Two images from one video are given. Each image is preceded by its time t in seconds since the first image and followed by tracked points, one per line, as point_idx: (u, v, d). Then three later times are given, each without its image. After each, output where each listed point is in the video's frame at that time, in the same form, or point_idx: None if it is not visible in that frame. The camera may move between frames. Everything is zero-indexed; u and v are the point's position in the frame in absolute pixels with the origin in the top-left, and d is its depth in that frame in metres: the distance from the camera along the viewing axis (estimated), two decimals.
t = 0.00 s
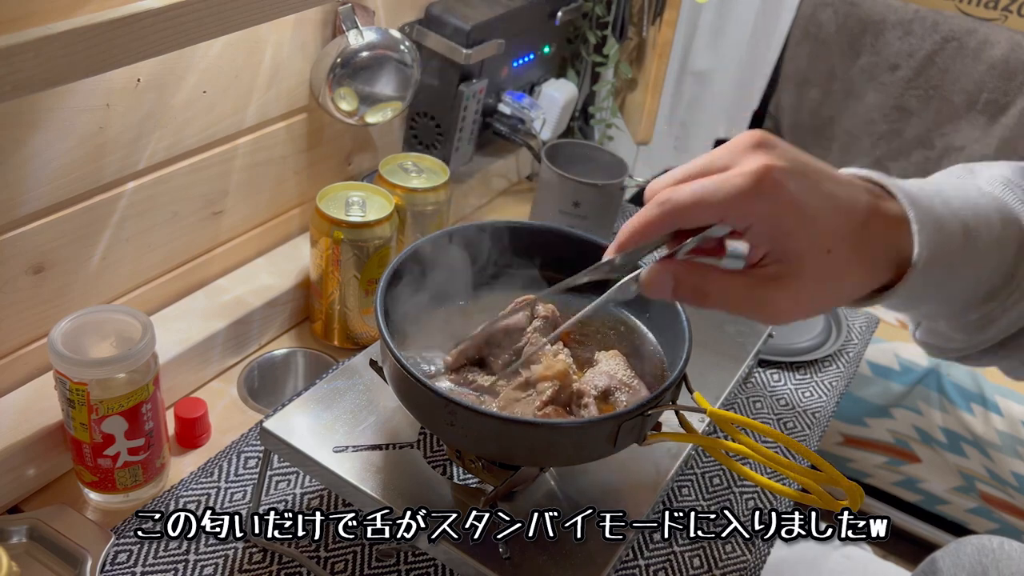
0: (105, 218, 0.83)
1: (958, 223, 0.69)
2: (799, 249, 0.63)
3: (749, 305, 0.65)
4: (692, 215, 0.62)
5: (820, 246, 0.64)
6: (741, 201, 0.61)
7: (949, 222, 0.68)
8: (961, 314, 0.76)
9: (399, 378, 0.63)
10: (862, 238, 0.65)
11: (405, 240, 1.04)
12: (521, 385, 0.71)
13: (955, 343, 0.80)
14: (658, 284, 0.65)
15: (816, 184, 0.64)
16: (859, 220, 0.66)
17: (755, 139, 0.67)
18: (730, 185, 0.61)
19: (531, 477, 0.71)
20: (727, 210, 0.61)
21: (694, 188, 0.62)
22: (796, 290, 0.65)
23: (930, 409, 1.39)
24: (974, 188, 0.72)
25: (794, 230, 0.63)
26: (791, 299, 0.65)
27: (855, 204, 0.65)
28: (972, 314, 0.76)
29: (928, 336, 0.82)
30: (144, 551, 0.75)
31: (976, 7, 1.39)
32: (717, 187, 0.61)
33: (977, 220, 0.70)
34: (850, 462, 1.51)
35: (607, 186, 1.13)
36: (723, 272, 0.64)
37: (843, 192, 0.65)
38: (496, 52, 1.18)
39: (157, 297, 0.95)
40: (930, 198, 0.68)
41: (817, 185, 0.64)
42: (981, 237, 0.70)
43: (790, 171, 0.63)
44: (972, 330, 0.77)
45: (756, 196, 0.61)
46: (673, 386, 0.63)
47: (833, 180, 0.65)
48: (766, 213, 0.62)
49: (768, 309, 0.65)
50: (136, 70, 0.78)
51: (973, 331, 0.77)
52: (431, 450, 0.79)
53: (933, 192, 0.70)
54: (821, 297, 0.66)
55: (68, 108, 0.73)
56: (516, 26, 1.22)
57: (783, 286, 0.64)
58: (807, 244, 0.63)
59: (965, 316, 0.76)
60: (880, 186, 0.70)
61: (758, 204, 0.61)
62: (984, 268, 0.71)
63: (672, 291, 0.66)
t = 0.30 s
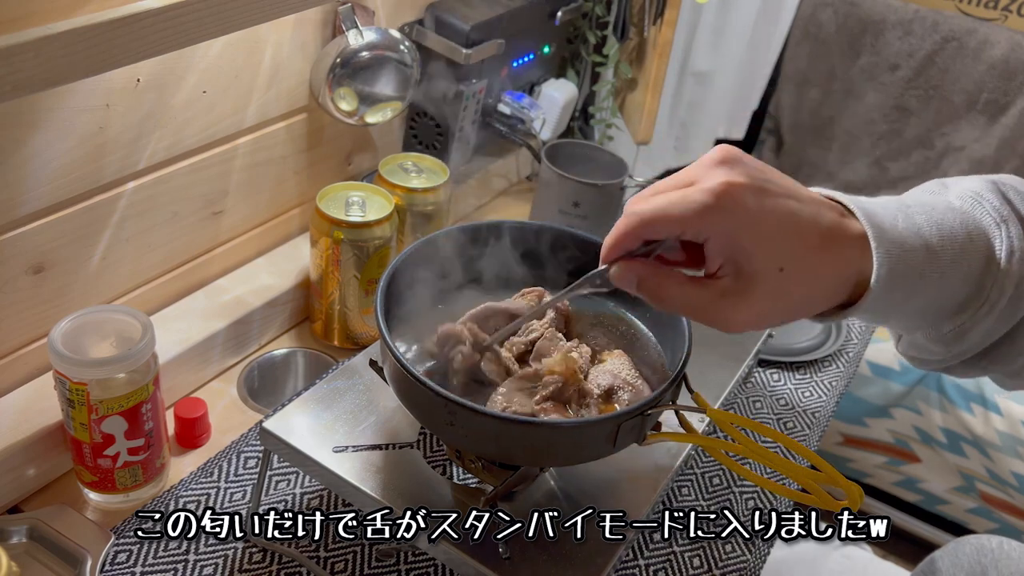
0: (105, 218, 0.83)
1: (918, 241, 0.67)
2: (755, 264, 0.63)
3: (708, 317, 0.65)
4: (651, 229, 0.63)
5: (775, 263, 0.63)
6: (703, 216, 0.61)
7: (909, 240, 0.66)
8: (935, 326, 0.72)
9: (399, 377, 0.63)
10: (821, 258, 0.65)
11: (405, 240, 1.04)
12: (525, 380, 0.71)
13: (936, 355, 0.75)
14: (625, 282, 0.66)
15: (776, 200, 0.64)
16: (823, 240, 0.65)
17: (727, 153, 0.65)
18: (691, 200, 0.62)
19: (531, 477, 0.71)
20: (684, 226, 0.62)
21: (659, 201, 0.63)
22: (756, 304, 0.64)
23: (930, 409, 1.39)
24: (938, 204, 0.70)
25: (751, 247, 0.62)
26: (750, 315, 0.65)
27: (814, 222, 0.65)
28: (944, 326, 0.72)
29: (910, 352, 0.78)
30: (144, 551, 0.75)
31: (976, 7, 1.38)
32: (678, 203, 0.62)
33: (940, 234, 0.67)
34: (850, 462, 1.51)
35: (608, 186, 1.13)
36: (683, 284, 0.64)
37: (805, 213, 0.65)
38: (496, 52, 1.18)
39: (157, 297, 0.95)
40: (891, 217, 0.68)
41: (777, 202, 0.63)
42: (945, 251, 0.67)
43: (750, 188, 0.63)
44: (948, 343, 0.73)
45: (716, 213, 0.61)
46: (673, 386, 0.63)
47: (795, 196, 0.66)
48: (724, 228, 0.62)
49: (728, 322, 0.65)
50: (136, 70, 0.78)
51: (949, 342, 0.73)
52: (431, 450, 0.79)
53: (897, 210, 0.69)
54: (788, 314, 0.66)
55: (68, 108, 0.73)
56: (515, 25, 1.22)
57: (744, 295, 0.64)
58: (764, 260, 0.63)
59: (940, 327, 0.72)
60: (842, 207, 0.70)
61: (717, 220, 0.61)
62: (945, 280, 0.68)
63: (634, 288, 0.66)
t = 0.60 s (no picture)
0: (105, 218, 0.83)
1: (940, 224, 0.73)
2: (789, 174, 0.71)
3: (746, 226, 0.69)
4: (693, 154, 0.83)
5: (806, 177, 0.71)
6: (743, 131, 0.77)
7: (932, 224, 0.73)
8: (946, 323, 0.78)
9: (399, 377, 0.63)
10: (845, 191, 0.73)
11: (405, 240, 1.04)
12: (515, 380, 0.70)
13: (947, 356, 0.81)
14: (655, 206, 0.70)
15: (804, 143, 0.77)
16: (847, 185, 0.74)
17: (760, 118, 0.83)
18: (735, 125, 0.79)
19: (531, 478, 0.71)
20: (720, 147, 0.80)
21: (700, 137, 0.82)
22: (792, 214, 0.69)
23: (930, 409, 1.40)
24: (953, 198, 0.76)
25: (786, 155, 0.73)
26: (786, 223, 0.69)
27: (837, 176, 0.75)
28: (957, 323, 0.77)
29: (922, 354, 0.84)
30: (144, 551, 0.75)
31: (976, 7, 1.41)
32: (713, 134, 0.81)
33: (960, 221, 0.74)
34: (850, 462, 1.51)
35: (607, 186, 1.13)
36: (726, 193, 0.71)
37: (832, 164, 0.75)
38: (496, 52, 1.18)
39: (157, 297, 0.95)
40: (917, 203, 0.74)
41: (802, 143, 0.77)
42: (964, 237, 0.74)
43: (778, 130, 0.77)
44: (961, 340, 0.78)
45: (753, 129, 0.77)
46: (673, 386, 0.63)
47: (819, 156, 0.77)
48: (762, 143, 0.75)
49: (765, 231, 0.69)
50: (137, 70, 0.78)
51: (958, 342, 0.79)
52: (431, 450, 0.79)
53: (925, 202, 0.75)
54: (818, 244, 0.72)
55: (68, 108, 0.74)
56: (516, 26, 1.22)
57: (782, 213, 0.69)
58: (796, 169, 0.72)
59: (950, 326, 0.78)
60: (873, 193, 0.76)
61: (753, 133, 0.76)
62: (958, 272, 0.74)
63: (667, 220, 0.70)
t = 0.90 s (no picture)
0: (105, 218, 0.83)
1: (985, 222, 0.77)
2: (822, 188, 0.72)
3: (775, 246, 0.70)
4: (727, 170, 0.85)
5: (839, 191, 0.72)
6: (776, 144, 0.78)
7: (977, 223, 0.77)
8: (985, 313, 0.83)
9: (399, 377, 0.63)
10: (883, 197, 0.73)
11: (405, 240, 1.04)
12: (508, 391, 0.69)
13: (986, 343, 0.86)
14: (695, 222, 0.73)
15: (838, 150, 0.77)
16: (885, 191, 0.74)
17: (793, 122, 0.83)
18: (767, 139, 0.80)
19: (531, 477, 0.71)
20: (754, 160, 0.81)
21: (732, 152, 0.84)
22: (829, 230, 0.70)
23: (930, 409, 1.38)
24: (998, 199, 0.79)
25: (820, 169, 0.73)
26: (824, 238, 0.70)
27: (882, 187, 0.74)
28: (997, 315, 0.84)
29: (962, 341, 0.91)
30: (144, 551, 0.75)
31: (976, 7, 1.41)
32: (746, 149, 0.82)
33: (1005, 220, 0.78)
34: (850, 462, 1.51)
35: (608, 186, 1.13)
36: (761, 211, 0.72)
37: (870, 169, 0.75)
38: (496, 52, 1.18)
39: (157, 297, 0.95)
40: (962, 202, 0.77)
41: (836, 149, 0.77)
42: (1006, 235, 0.78)
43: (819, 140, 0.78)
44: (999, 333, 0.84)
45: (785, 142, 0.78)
46: (673, 386, 0.63)
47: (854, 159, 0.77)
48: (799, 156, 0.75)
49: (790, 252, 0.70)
50: (136, 70, 0.78)
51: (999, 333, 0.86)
52: (431, 450, 0.79)
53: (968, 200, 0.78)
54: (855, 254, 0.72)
55: (68, 108, 0.73)
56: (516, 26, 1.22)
57: (811, 231, 0.70)
58: (827, 183, 0.72)
59: (990, 318, 0.84)
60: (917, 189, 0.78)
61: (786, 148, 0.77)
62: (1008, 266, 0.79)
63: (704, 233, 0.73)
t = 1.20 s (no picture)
0: (105, 218, 0.83)
1: None
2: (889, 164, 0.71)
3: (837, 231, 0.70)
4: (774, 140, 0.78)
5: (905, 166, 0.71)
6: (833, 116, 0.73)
7: None
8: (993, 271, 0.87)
9: (399, 377, 0.63)
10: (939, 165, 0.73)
11: (405, 240, 1.04)
12: (509, 382, 0.71)
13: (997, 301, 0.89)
14: (747, 206, 0.71)
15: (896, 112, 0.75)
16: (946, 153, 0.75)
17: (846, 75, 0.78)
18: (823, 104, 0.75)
19: (531, 478, 0.71)
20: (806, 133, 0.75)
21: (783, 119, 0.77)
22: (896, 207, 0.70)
23: (930, 409, 1.38)
24: None
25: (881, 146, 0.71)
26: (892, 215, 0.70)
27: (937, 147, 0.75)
28: None
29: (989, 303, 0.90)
30: (144, 551, 0.75)
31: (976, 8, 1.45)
32: (799, 118, 0.76)
33: None
34: (850, 462, 1.51)
35: (608, 186, 1.13)
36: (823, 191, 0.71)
37: (931, 130, 0.75)
38: (496, 52, 1.18)
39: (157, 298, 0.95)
40: None
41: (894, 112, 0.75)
42: None
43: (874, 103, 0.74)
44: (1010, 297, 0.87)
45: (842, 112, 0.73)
46: (673, 386, 0.63)
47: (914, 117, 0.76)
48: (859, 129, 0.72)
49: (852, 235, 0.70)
50: (137, 70, 0.78)
51: None
52: (431, 450, 0.79)
53: None
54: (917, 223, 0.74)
55: (69, 108, 0.73)
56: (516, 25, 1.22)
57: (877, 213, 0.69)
58: (891, 162, 0.71)
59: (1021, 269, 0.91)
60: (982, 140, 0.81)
61: (844, 121, 0.73)
62: None
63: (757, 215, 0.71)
